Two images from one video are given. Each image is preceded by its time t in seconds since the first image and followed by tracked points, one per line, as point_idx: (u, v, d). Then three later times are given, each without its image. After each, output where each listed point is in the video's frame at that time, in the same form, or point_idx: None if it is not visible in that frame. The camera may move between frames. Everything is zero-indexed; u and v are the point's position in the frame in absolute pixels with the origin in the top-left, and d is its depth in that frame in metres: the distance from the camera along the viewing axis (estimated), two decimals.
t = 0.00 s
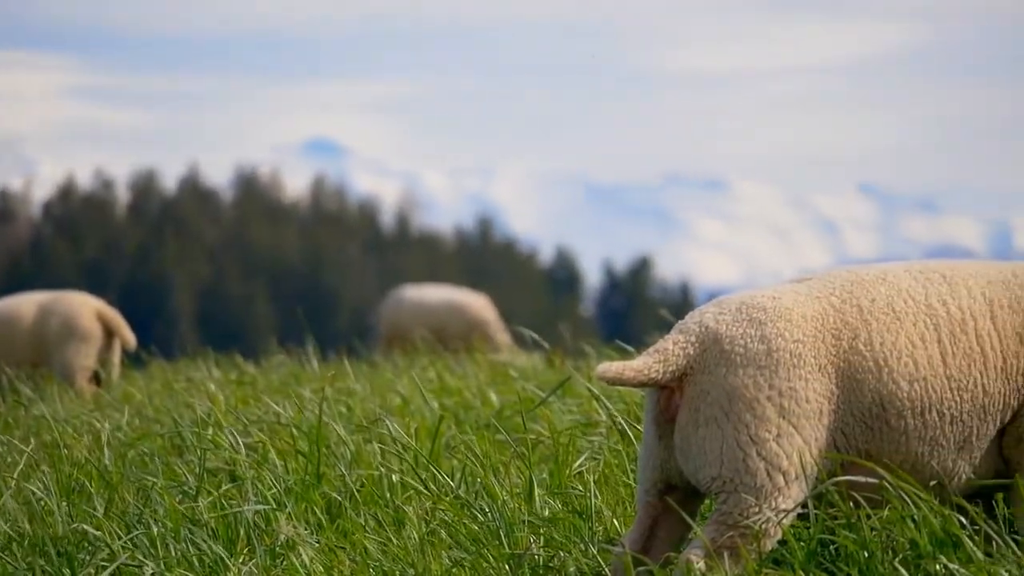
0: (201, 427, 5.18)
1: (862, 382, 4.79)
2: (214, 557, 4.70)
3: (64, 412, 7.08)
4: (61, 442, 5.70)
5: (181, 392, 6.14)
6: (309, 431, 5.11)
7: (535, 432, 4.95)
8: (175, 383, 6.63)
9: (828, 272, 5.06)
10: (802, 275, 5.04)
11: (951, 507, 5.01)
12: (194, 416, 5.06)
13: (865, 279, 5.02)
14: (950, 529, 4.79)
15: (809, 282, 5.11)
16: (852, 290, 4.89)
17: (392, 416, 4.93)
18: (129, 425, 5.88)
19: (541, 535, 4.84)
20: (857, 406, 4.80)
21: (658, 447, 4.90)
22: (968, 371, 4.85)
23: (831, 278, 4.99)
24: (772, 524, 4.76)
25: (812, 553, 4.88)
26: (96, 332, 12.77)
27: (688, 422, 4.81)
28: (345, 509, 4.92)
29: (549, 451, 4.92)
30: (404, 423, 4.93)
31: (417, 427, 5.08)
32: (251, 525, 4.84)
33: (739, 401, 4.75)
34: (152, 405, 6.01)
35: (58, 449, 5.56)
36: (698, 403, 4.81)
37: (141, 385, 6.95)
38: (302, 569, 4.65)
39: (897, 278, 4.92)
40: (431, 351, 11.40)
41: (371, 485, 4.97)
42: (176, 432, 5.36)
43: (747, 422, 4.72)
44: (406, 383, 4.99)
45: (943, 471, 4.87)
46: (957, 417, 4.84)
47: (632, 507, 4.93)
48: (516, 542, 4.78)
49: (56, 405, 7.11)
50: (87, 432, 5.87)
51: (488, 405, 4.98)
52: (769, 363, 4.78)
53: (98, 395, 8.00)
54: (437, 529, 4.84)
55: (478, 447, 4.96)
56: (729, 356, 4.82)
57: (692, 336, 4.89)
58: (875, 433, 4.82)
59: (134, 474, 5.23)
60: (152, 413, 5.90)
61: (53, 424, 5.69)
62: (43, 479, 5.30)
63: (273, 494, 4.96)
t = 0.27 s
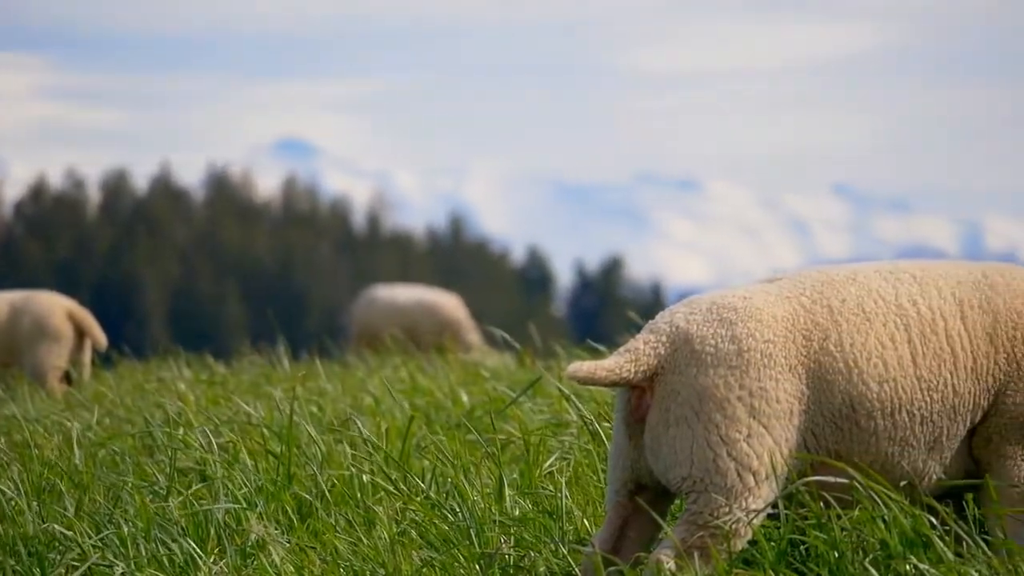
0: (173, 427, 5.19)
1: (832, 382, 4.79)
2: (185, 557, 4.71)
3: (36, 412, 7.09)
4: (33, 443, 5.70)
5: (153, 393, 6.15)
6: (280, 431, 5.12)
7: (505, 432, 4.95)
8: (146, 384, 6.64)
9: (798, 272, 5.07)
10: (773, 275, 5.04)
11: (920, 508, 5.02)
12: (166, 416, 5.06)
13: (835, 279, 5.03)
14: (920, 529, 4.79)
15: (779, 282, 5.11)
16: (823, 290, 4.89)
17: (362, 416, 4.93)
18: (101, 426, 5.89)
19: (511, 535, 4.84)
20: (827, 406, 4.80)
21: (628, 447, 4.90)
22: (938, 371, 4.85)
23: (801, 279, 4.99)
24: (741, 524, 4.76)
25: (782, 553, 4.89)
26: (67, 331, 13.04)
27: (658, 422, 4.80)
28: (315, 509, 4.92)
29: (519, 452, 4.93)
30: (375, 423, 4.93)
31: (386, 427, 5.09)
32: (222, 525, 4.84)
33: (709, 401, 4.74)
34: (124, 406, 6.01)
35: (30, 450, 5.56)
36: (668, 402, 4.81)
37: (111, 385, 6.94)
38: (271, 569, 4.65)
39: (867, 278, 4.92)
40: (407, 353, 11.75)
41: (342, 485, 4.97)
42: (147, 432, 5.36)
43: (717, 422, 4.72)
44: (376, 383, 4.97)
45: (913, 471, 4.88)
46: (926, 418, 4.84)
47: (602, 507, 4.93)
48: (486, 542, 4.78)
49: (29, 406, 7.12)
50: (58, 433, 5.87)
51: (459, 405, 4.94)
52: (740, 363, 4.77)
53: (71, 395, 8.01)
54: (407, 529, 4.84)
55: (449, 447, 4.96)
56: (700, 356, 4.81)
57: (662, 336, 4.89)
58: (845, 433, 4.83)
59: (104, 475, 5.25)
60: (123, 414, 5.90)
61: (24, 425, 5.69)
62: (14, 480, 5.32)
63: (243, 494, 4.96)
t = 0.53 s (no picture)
0: (143, 427, 5.19)
1: (802, 383, 4.79)
2: (155, 557, 4.71)
3: (7, 412, 7.08)
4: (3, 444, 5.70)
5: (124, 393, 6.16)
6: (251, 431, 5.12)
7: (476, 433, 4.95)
8: (116, 384, 6.64)
9: (768, 272, 5.07)
10: (742, 274, 5.05)
11: (890, 508, 5.03)
12: (136, 416, 5.06)
13: (804, 280, 5.03)
14: (890, 530, 4.79)
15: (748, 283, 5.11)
16: (792, 290, 4.90)
17: (333, 416, 4.95)
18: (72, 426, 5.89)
19: (481, 535, 4.84)
20: (797, 406, 4.80)
21: (598, 447, 4.90)
22: (907, 371, 4.86)
23: (770, 278, 4.99)
24: (712, 524, 4.75)
25: (752, 553, 4.87)
26: (40, 330, 12.58)
27: (628, 422, 4.80)
28: (286, 509, 4.92)
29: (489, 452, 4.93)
30: (346, 423, 4.94)
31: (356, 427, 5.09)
32: (192, 525, 4.83)
33: (678, 401, 4.74)
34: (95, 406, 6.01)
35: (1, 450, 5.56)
36: (638, 402, 4.80)
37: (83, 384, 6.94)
38: (242, 569, 4.65)
39: (836, 279, 4.93)
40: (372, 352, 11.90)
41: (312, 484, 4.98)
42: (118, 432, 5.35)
43: (687, 422, 4.71)
44: (346, 383, 5.07)
45: (883, 471, 4.89)
46: (896, 418, 4.86)
47: (573, 507, 4.92)
48: (457, 541, 4.78)
49: None
50: (29, 433, 5.88)
51: (430, 405, 4.96)
52: (709, 363, 4.77)
53: (43, 394, 8.01)
54: (378, 528, 4.85)
55: (420, 447, 4.96)
56: (669, 356, 4.81)
57: (632, 336, 4.89)
58: (815, 433, 4.83)
59: (75, 475, 5.25)
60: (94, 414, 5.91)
61: None
62: None
63: (213, 494, 4.96)
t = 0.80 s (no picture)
0: (114, 427, 5.20)
1: (771, 383, 4.80)
2: (125, 557, 4.71)
3: None
4: None
5: (94, 393, 6.16)
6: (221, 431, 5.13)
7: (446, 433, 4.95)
8: (86, 384, 6.64)
9: (736, 273, 5.08)
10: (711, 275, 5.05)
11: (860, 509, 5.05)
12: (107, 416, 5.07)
13: (773, 280, 5.05)
14: (860, 530, 4.76)
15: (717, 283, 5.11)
16: (761, 291, 4.90)
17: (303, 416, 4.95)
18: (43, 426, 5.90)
19: (451, 535, 4.84)
20: (766, 407, 4.81)
21: (568, 447, 4.90)
22: (877, 372, 4.87)
23: (739, 279, 5.00)
24: (681, 525, 4.74)
25: (722, 554, 4.85)
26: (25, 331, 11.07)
27: (597, 422, 4.80)
28: (256, 509, 4.92)
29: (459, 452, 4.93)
30: (317, 423, 4.94)
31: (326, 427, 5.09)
32: (162, 525, 4.84)
33: (648, 401, 4.74)
34: (67, 407, 6.01)
35: None
36: (608, 403, 4.80)
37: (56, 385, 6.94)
38: (211, 569, 4.64)
39: (805, 280, 4.94)
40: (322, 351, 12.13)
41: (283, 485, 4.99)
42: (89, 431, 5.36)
43: (656, 422, 4.71)
44: (319, 381, 4.99)
45: (852, 471, 4.91)
46: (865, 419, 4.88)
47: (543, 507, 4.91)
48: (426, 542, 4.79)
49: None
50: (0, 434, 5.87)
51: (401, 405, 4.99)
52: (679, 363, 4.77)
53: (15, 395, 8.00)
54: (348, 528, 4.85)
55: (390, 447, 4.96)
56: (639, 356, 4.80)
57: (602, 336, 4.88)
58: (784, 434, 4.84)
59: (46, 475, 5.26)
60: (65, 414, 5.91)
61: None
62: None
63: (184, 494, 4.97)
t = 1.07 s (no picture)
0: (85, 427, 5.20)
1: (741, 384, 4.80)
2: (95, 557, 4.71)
3: None
4: None
5: (66, 393, 6.15)
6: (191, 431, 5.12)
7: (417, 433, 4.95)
8: (59, 384, 6.62)
9: (707, 273, 5.07)
10: (682, 275, 5.04)
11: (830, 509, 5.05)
12: (77, 416, 5.06)
13: (744, 280, 5.04)
14: (829, 531, 4.76)
15: (688, 283, 5.11)
16: (732, 291, 4.89)
17: (274, 416, 4.95)
18: (15, 426, 5.89)
19: (421, 535, 4.83)
20: (736, 407, 4.81)
21: (538, 447, 4.88)
22: (847, 372, 4.86)
23: (710, 280, 4.99)
24: (651, 525, 4.74)
25: (691, 555, 4.85)
26: None
27: (568, 422, 4.78)
28: (226, 509, 4.92)
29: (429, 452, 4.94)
30: (286, 423, 4.93)
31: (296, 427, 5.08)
32: (132, 525, 4.83)
33: (618, 401, 4.73)
34: (38, 407, 6.01)
35: None
36: (578, 403, 4.79)
37: (28, 385, 6.92)
38: (180, 569, 4.64)
39: (776, 280, 4.93)
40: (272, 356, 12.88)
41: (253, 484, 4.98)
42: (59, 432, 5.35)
43: (627, 422, 4.70)
44: (289, 381, 5.07)
45: (822, 472, 4.90)
46: (835, 419, 4.87)
47: (512, 507, 4.90)
48: (396, 541, 4.79)
49: None
50: None
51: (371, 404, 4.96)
52: (649, 363, 4.76)
53: None
54: (317, 529, 4.84)
55: (360, 447, 4.96)
56: (609, 356, 4.79)
57: (573, 337, 4.87)
58: (754, 434, 4.84)
59: (17, 475, 5.26)
60: (37, 415, 5.90)
61: None
62: None
63: (154, 494, 4.97)
